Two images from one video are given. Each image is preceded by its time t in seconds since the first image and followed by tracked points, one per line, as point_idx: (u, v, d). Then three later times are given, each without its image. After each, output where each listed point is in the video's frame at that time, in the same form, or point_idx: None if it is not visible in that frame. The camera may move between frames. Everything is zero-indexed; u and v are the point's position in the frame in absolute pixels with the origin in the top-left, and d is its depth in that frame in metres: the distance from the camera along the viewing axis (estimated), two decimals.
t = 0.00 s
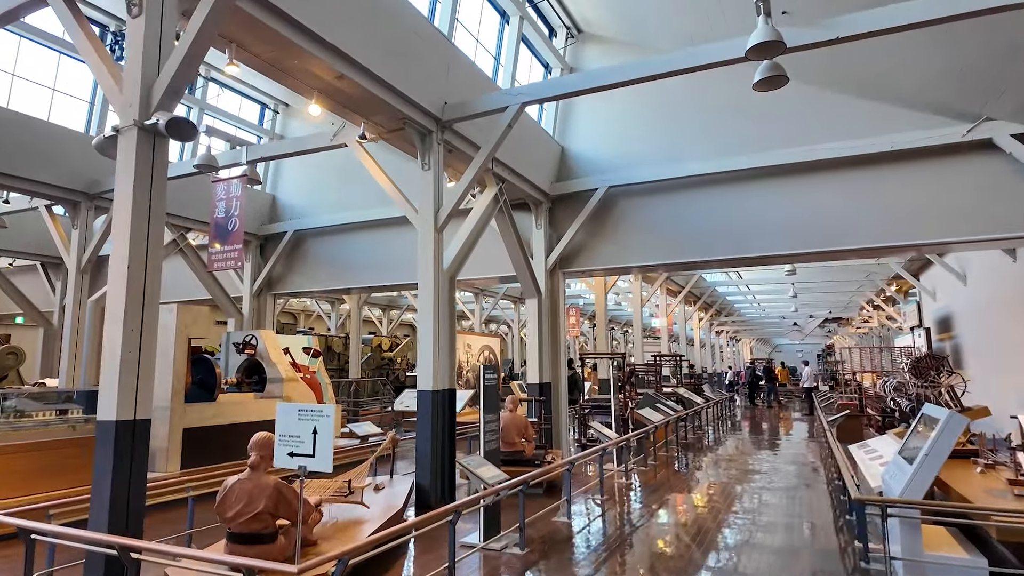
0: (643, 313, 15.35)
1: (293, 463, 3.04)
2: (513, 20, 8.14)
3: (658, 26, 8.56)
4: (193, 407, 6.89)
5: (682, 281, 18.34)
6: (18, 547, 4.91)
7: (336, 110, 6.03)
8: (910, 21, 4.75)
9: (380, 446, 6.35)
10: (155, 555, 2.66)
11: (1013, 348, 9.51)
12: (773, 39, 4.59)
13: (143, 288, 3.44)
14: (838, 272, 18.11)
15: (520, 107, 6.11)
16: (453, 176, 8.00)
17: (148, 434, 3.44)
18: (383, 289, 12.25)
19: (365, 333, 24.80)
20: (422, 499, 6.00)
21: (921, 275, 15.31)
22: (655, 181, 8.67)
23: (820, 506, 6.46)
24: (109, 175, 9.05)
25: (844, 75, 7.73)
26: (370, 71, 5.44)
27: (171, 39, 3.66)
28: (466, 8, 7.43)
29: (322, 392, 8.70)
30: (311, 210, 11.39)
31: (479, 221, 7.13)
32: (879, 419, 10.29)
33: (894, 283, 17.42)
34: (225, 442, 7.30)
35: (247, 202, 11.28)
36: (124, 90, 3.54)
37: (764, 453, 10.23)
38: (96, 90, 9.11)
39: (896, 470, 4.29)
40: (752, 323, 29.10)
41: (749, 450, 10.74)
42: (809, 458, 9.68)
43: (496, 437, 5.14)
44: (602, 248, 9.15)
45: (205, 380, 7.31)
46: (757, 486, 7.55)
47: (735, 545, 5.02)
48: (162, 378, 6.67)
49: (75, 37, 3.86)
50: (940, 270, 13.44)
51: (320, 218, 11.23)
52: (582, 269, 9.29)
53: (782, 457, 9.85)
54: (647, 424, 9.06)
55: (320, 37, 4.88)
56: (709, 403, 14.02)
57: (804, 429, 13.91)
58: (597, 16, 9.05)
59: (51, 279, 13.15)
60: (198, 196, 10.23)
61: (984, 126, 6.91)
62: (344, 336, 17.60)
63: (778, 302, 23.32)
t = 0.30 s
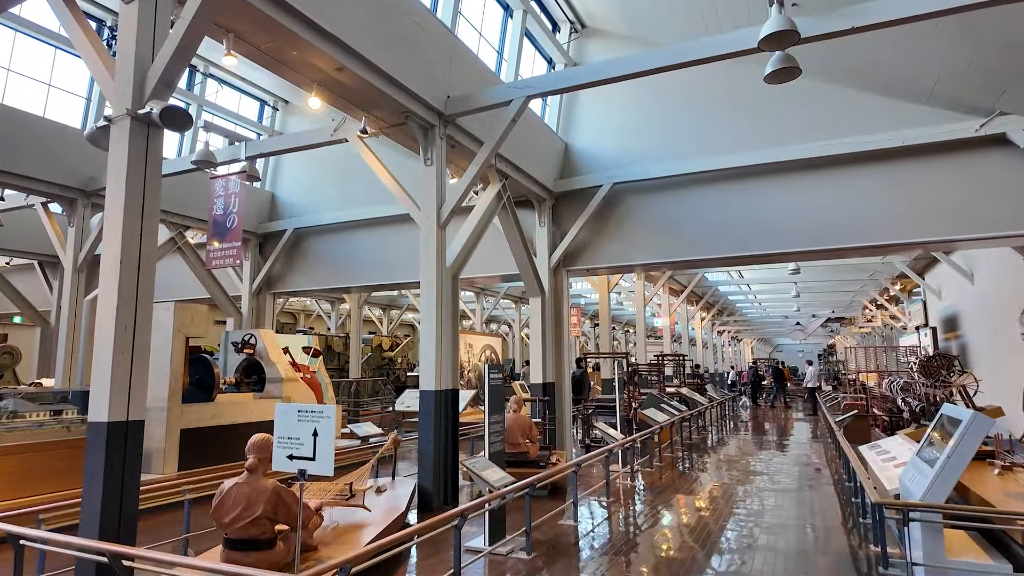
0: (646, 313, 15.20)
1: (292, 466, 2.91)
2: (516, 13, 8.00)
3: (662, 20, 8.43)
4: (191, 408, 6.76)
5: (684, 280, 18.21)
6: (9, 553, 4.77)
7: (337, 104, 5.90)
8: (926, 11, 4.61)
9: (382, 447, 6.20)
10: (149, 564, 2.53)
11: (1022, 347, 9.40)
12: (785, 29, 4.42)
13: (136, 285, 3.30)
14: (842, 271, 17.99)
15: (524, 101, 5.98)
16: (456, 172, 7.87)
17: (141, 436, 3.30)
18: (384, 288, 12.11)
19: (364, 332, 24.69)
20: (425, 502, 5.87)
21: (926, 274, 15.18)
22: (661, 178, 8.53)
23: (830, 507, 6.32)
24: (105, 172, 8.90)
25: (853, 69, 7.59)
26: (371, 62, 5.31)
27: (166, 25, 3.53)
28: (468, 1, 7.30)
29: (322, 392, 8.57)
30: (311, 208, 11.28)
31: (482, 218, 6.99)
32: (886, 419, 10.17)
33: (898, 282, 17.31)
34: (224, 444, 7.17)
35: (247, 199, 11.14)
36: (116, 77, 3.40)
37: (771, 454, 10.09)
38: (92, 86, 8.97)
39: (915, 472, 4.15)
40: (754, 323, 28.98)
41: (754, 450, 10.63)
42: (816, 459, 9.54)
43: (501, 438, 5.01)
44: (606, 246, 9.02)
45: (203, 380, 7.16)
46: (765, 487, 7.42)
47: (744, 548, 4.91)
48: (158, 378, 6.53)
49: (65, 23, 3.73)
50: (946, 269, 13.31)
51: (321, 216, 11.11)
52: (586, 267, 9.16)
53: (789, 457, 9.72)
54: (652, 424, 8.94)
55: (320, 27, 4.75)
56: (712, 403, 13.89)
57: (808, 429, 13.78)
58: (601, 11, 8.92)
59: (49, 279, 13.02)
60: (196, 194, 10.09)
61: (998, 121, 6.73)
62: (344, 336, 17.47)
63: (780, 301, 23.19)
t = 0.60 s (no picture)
0: (652, 311, 15.00)
1: (283, 468, 2.76)
2: (519, 5, 7.84)
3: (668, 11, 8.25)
4: (189, 408, 6.64)
5: (690, 278, 18.02)
6: None
7: (335, 96, 5.76)
8: None
9: (382, 447, 6.05)
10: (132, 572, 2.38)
11: None
12: (800, 15, 4.27)
13: (123, 279, 3.16)
14: (850, 269, 17.75)
15: (528, 92, 5.83)
16: (458, 167, 7.72)
17: (128, 437, 3.17)
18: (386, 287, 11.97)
19: (368, 332, 24.60)
20: (427, 504, 5.72)
21: (937, 271, 14.94)
22: (668, 173, 8.35)
23: (842, 509, 6.14)
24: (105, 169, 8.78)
25: (866, 61, 7.40)
26: (370, 52, 5.17)
27: (155, 7, 3.40)
28: None
29: (323, 391, 8.44)
30: (313, 205, 11.16)
31: (484, 214, 6.84)
32: (899, 419, 9.96)
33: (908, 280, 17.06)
34: (223, 444, 7.04)
35: (248, 197, 11.03)
36: (102, 62, 3.26)
37: (779, 454, 9.90)
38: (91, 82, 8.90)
39: (936, 474, 3.96)
40: (761, 322, 28.73)
41: (763, 451, 10.44)
42: (825, 459, 9.35)
43: (505, 438, 4.85)
44: (611, 242, 8.85)
45: (202, 379, 7.10)
46: (774, 488, 7.25)
47: (756, 552, 4.74)
48: (156, 377, 6.39)
49: (51, 6, 3.59)
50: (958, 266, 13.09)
51: (322, 213, 11.01)
52: (591, 264, 8.98)
53: (797, 458, 9.54)
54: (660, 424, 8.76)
55: (317, 14, 4.61)
56: (719, 402, 13.70)
57: (817, 429, 13.57)
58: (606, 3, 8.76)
59: (50, 278, 12.95)
60: (196, 190, 9.97)
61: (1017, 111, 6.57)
62: (347, 335, 17.37)
63: (787, 300, 22.95)
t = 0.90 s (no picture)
0: (677, 310, 14.69)
1: (289, 474, 2.65)
2: None
3: None
4: (208, 409, 6.60)
5: (716, 276, 17.65)
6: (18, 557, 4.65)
7: (350, 92, 5.67)
8: None
9: (400, 449, 5.94)
10: None
11: None
12: None
13: (129, 278, 3.10)
14: (882, 266, 17.20)
15: (546, 84, 5.67)
16: (476, 164, 7.58)
17: (135, 439, 3.09)
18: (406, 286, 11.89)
19: (390, 331, 24.68)
20: (445, 508, 5.58)
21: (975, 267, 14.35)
22: (693, 167, 8.10)
23: (880, 516, 5.84)
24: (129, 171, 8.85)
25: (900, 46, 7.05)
26: (384, 46, 5.06)
27: None
28: None
29: (343, 391, 8.37)
30: (333, 205, 11.14)
31: (502, 211, 6.70)
32: (938, 421, 9.54)
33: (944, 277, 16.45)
34: (242, 445, 6.99)
35: (269, 197, 11.06)
36: (108, 55, 3.20)
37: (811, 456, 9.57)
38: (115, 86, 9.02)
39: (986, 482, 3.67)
40: (789, 320, 28.11)
41: (793, 453, 10.10)
42: (859, 463, 9.00)
43: (524, 441, 4.69)
44: (634, 239, 8.61)
45: (222, 379, 7.07)
46: (806, 492, 6.97)
47: (789, 562, 4.49)
48: (175, 377, 6.38)
49: None
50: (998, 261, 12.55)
51: (341, 213, 10.98)
52: (613, 262, 8.76)
53: (829, 461, 9.19)
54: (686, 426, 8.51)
55: (330, 7, 4.51)
56: (746, 403, 13.36)
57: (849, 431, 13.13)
58: None
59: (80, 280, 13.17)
60: (217, 191, 10.01)
61: None
62: (369, 335, 17.38)
63: (816, 298, 22.37)
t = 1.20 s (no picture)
0: (717, 308, 14.29)
1: (323, 472, 2.57)
2: None
3: None
4: (248, 406, 6.66)
5: (757, 273, 17.15)
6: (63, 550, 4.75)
7: (383, 87, 5.61)
8: None
9: (436, 448, 5.85)
10: None
11: None
12: None
13: (162, 273, 3.08)
14: (936, 261, 16.41)
15: (581, 73, 5.51)
16: (510, 159, 7.47)
17: (170, 436, 3.07)
18: (441, 285, 11.85)
19: (426, 331, 24.85)
20: (482, 508, 5.47)
21: None
22: (736, 157, 7.80)
23: (942, 524, 5.48)
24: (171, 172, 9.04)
25: (960, 24, 6.62)
26: (416, 38, 4.99)
27: None
28: None
29: (380, 390, 8.36)
30: (369, 204, 11.18)
31: (537, 206, 6.56)
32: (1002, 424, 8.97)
33: (1003, 272, 15.59)
34: (280, 443, 7.03)
35: (306, 198, 11.18)
36: (141, 49, 3.20)
37: (862, 459, 9.14)
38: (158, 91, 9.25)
39: None
40: (834, 318, 27.17)
41: (843, 456, 9.67)
42: (916, 467, 8.54)
43: (562, 441, 4.55)
44: (673, 234, 8.36)
45: (261, 377, 7.08)
46: (859, 497, 6.62)
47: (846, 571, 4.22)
48: (215, 375, 6.45)
49: None
50: None
51: (377, 212, 11.01)
52: (651, 258, 8.52)
53: (882, 464, 8.75)
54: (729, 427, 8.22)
55: None
56: (791, 403, 12.90)
57: (903, 433, 12.53)
58: None
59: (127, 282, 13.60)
60: (255, 192, 10.16)
61: None
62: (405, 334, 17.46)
63: (863, 295, 21.54)
